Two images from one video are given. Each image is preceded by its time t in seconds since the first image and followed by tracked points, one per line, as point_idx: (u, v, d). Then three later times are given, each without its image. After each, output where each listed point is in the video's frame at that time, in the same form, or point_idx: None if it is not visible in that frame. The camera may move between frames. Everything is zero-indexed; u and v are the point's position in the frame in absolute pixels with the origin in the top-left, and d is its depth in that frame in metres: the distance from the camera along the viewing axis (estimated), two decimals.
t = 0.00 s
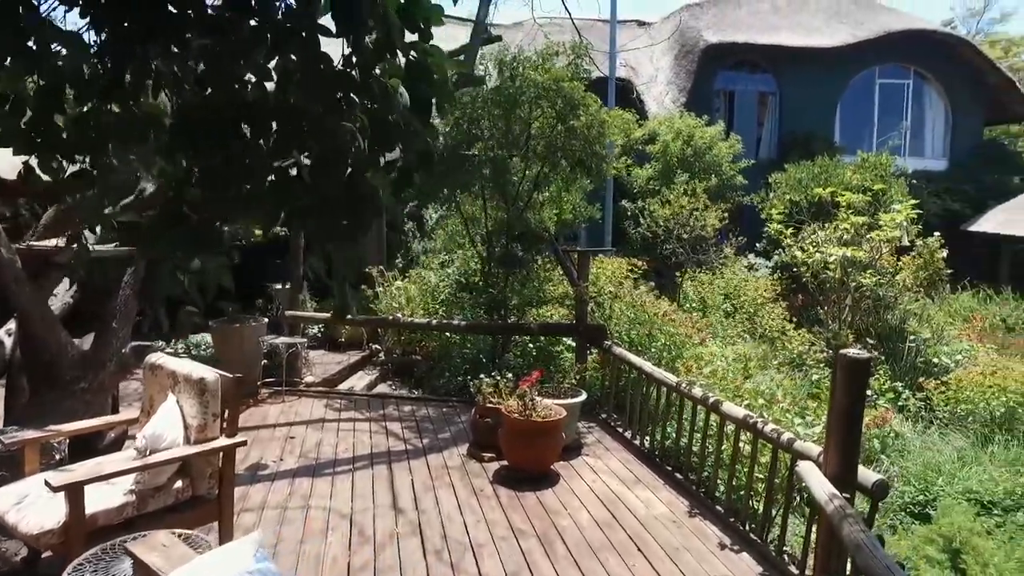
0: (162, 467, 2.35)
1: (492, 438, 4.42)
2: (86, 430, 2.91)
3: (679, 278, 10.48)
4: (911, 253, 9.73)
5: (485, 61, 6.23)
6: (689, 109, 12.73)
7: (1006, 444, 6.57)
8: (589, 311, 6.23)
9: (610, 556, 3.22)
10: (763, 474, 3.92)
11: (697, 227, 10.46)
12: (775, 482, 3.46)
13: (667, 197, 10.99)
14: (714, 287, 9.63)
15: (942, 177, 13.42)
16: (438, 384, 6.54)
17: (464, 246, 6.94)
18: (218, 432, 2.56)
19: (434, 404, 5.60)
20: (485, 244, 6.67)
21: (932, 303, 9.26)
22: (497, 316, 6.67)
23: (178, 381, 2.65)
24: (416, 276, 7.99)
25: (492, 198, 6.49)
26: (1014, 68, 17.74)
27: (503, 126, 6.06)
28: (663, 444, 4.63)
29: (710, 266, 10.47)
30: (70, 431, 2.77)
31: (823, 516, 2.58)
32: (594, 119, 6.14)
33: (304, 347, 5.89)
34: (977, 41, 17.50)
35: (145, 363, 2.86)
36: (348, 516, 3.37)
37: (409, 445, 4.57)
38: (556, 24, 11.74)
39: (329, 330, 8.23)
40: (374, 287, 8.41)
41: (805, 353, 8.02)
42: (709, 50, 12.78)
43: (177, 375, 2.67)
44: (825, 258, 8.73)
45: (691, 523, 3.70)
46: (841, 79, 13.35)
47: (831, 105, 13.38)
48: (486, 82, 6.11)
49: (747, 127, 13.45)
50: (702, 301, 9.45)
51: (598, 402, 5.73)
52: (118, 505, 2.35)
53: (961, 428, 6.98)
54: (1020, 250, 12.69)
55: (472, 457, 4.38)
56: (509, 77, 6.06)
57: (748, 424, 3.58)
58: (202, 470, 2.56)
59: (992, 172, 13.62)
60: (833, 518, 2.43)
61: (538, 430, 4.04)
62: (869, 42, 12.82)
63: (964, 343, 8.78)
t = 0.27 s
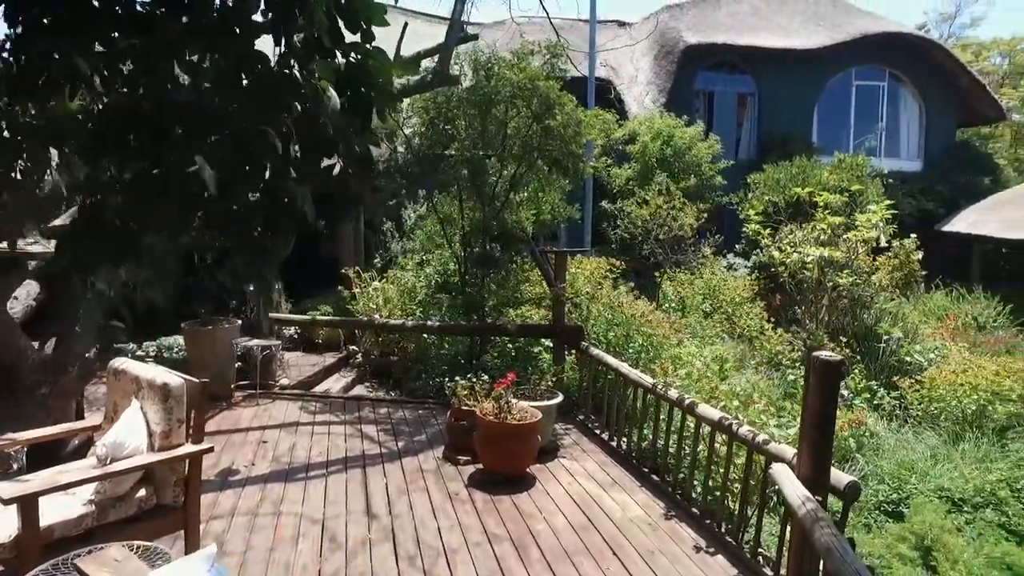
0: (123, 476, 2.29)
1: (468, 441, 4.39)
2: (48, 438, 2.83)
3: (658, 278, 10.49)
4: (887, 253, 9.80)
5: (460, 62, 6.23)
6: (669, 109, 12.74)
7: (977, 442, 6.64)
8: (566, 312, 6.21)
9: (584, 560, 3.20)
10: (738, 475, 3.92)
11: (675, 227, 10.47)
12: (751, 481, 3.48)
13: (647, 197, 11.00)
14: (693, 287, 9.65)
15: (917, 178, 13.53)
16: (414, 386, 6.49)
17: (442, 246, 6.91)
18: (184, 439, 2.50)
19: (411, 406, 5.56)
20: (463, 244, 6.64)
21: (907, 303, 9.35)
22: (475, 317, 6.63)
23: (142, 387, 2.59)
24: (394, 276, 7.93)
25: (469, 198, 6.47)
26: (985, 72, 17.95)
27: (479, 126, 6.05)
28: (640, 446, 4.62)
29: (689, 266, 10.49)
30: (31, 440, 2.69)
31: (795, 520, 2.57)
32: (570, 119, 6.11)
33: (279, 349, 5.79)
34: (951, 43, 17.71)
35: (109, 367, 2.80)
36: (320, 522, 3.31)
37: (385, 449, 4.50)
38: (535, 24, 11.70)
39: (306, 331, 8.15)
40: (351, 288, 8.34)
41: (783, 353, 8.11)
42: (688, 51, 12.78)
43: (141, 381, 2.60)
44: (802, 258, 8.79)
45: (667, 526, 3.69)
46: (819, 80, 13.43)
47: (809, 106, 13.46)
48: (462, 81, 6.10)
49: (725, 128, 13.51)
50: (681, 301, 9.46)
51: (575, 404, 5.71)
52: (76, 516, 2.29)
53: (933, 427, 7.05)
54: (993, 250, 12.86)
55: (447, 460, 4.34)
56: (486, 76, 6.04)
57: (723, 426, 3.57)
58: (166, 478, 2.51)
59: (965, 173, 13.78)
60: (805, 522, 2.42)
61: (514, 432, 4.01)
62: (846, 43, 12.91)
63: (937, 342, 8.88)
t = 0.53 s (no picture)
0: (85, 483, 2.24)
1: (445, 443, 4.35)
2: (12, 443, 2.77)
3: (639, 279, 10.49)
4: (866, 253, 9.86)
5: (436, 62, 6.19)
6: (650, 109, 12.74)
7: (951, 439, 6.77)
8: (546, 313, 6.18)
9: (561, 563, 3.18)
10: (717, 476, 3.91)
11: (656, 227, 10.48)
12: (727, 482, 3.48)
13: (628, 196, 10.99)
14: (674, 287, 9.65)
15: (894, 178, 13.65)
16: (393, 388, 6.44)
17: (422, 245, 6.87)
18: (150, 444, 2.45)
19: (389, 408, 5.50)
20: (442, 245, 6.60)
21: (885, 302, 9.42)
22: (454, 317, 6.59)
23: (107, 391, 2.53)
24: (373, 276, 7.87)
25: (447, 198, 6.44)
26: (960, 74, 18.16)
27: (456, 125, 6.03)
28: (618, 446, 4.62)
29: (670, 265, 10.51)
30: None
31: (771, 522, 2.56)
32: (547, 117, 6.05)
33: (255, 350, 5.69)
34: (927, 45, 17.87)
35: (74, 370, 2.74)
36: (293, 527, 3.26)
37: (362, 452, 4.44)
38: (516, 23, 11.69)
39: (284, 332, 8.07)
40: (330, 288, 8.26)
41: (763, 352, 8.05)
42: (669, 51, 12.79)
43: (105, 385, 2.55)
44: (784, 257, 8.75)
45: (645, 528, 3.67)
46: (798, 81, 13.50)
47: (789, 106, 13.54)
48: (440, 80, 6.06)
49: (706, 128, 13.56)
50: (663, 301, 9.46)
51: (555, 404, 5.68)
52: (34, 526, 2.26)
53: (910, 425, 7.10)
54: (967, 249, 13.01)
55: (424, 462, 4.29)
56: (463, 75, 6.02)
57: (701, 426, 3.56)
58: (132, 484, 2.47)
59: (940, 173, 13.92)
60: (780, 524, 2.42)
61: (491, 434, 3.98)
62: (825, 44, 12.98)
63: (913, 340, 8.95)
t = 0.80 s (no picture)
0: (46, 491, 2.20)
1: (422, 445, 4.32)
2: None
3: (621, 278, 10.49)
4: (844, 252, 9.94)
5: (414, 60, 6.17)
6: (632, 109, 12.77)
7: (925, 436, 6.81)
8: (524, 313, 6.18)
9: (537, 565, 3.16)
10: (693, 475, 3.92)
11: (638, 227, 10.49)
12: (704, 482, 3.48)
13: (609, 196, 11.00)
14: (655, 287, 9.67)
15: (872, 179, 13.77)
16: (372, 390, 6.39)
17: (402, 246, 6.83)
18: (115, 450, 2.42)
19: (368, 409, 5.46)
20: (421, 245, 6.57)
21: (862, 301, 9.48)
22: (434, 318, 6.56)
23: (70, 396, 2.49)
24: (352, 277, 7.82)
25: (426, 197, 6.41)
26: (935, 76, 18.35)
27: (434, 124, 6.00)
28: (596, 446, 4.61)
29: (651, 265, 10.53)
30: None
31: (745, 523, 2.56)
32: (522, 116, 6.08)
33: (230, 352, 5.62)
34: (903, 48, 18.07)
35: (35, 375, 2.69)
36: (265, 532, 3.22)
37: (338, 454, 4.40)
38: (496, 22, 11.67)
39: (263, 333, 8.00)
40: (309, 289, 8.20)
41: (743, 353, 8.21)
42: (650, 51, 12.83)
43: (68, 390, 2.50)
44: (761, 257, 8.92)
45: (621, 528, 3.66)
46: (778, 81, 13.57)
47: (769, 107, 13.63)
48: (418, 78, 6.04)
49: (687, 128, 13.60)
50: (644, 301, 9.46)
51: (534, 404, 5.68)
52: None
53: (886, 422, 7.17)
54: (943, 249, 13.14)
55: (401, 465, 4.26)
56: (441, 73, 6.00)
57: (676, 426, 3.57)
58: (96, 491, 2.44)
59: (916, 174, 14.07)
60: (753, 527, 2.42)
61: (467, 435, 3.96)
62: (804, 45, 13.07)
63: (890, 339, 9.01)
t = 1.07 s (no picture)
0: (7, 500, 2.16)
1: (400, 448, 4.30)
2: None
3: (604, 279, 10.50)
4: (824, 253, 10.00)
5: (394, 60, 6.14)
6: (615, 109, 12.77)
7: (903, 435, 6.93)
8: (504, 314, 6.17)
9: (513, 569, 3.15)
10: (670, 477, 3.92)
11: (620, 227, 10.50)
12: (681, 484, 3.48)
13: (592, 197, 11.00)
14: (638, 287, 9.67)
15: (853, 179, 13.87)
16: (352, 392, 6.35)
17: (382, 246, 6.80)
18: (80, 456, 2.38)
19: (347, 412, 5.42)
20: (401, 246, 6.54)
21: (843, 301, 9.54)
22: (414, 319, 6.53)
23: (34, 402, 2.45)
24: (333, 278, 7.77)
25: (406, 197, 6.38)
26: (913, 78, 18.53)
27: (413, 124, 5.98)
28: (576, 448, 4.61)
29: (633, 266, 10.54)
30: None
31: (719, 527, 2.56)
32: (502, 117, 6.07)
33: (208, 354, 5.56)
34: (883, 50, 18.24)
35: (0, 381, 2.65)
36: (239, 538, 3.19)
37: (316, 458, 4.36)
38: (478, 21, 11.64)
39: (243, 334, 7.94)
40: (290, 290, 8.14)
41: (724, 353, 8.25)
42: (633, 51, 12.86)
43: (32, 396, 2.46)
44: (742, 257, 8.98)
45: (599, 530, 3.66)
46: (760, 81, 13.64)
47: (751, 107, 13.69)
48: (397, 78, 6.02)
49: (670, 128, 13.63)
50: (627, 301, 9.45)
51: (514, 406, 5.67)
52: None
53: (864, 422, 7.23)
54: (922, 249, 13.25)
55: (379, 468, 4.23)
56: (420, 72, 5.97)
57: (653, 428, 3.58)
58: (61, 498, 2.40)
59: (895, 174, 14.19)
60: (726, 529, 2.42)
61: (445, 438, 3.94)
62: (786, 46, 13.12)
63: (869, 338, 9.07)
